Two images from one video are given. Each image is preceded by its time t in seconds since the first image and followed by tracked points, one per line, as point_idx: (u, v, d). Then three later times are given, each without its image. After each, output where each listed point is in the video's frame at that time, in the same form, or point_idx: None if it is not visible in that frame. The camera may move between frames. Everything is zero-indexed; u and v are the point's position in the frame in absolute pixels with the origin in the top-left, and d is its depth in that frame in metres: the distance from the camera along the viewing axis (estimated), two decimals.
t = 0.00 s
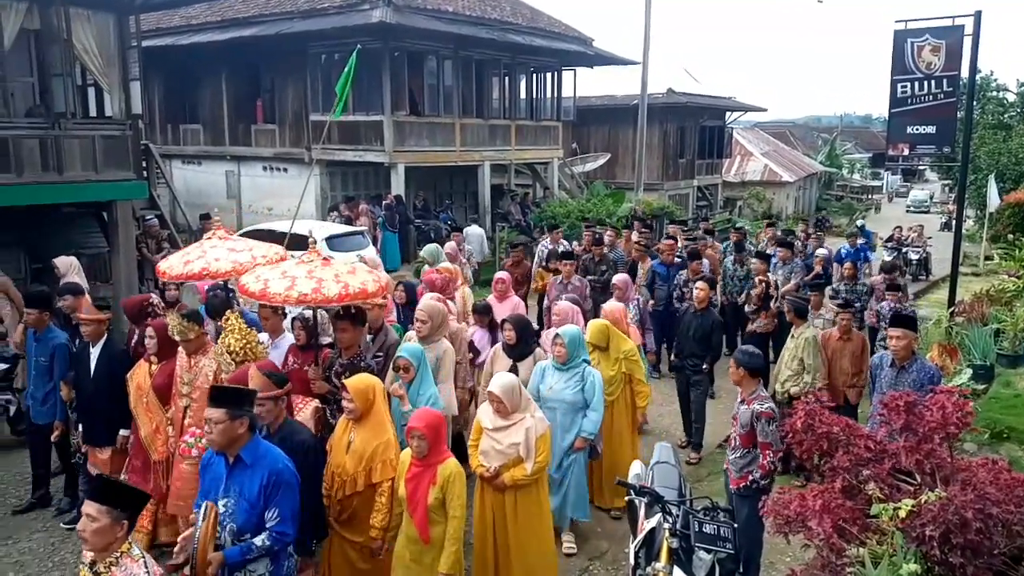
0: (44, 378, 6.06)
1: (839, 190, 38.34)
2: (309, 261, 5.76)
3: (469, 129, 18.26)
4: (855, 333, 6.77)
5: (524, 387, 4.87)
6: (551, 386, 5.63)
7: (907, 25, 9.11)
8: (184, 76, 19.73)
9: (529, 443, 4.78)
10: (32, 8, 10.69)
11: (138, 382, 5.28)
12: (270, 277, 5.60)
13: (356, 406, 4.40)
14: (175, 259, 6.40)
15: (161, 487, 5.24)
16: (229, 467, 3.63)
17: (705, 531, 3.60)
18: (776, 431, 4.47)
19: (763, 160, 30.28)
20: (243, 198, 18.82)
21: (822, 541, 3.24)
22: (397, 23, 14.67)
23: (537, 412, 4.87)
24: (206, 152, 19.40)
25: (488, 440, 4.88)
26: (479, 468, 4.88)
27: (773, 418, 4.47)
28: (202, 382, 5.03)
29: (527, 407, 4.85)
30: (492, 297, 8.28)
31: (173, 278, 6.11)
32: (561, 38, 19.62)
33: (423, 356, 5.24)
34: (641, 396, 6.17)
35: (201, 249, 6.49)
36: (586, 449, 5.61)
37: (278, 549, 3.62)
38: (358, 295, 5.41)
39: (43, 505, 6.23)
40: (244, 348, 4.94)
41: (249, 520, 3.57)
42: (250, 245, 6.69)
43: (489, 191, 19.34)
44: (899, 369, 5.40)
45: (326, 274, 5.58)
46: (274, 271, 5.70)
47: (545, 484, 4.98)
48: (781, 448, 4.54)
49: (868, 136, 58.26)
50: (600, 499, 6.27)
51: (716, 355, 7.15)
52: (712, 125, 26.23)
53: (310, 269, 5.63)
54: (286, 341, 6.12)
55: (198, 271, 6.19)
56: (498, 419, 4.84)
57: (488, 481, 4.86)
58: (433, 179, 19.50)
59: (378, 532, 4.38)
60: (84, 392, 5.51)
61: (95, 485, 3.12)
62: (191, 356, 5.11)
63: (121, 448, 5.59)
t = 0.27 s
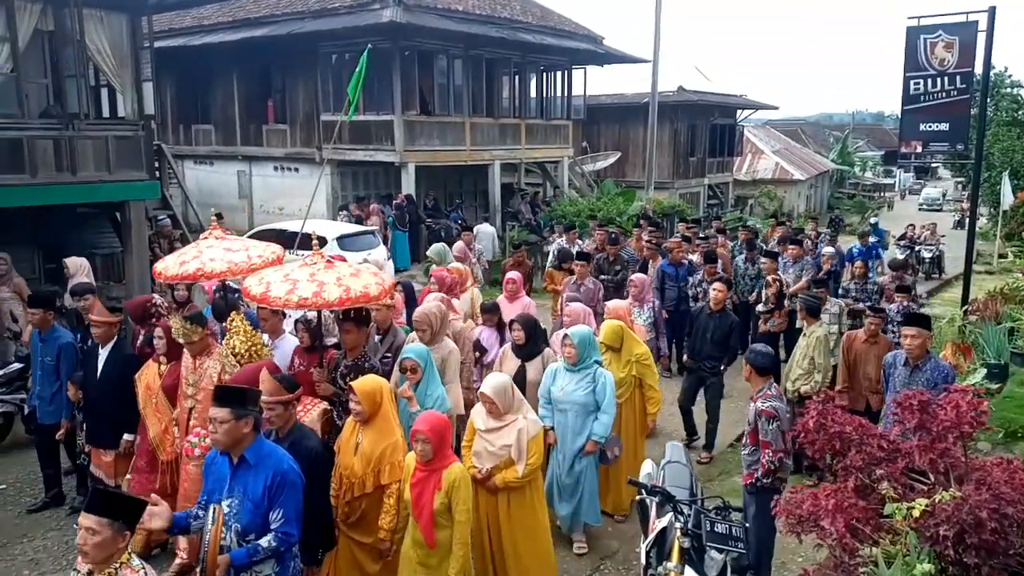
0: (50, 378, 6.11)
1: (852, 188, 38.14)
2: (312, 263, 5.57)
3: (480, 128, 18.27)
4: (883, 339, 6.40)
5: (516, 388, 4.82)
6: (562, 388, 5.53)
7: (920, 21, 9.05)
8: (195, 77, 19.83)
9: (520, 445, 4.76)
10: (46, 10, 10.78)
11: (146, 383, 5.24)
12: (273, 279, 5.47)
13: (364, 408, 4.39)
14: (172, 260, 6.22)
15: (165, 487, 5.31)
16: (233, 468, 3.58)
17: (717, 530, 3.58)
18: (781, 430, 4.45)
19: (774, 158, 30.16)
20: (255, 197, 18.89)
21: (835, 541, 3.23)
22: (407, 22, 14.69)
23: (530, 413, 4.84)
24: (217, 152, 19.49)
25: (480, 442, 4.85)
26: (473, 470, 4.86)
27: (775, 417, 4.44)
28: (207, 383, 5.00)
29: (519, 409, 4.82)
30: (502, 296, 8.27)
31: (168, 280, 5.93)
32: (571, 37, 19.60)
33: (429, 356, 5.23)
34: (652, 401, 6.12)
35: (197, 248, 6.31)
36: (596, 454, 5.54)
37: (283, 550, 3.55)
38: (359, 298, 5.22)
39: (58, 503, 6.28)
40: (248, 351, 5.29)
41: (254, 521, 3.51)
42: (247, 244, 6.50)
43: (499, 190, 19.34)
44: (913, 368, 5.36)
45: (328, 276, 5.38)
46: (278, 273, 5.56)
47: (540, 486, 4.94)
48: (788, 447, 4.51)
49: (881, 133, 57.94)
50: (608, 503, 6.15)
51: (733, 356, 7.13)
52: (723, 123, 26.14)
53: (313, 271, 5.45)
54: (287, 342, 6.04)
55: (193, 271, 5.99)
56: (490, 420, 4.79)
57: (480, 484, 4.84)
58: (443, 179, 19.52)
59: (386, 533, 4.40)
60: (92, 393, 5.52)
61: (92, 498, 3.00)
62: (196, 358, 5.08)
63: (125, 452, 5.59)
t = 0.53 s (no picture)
0: (50, 380, 6.13)
1: (857, 189, 38.05)
2: (310, 267, 5.31)
3: (484, 130, 18.29)
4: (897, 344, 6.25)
5: (511, 392, 4.79)
6: (567, 393, 5.48)
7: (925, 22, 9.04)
8: (201, 80, 19.89)
9: (514, 450, 4.68)
10: (52, 14, 10.82)
11: (143, 389, 5.22)
12: (269, 284, 5.23)
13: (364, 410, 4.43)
14: (163, 261, 6.00)
15: (166, 493, 5.28)
16: (237, 471, 3.46)
17: (724, 531, 3.53)
18: (779, 428, 4.50)
19: (779, 160, 30.11)
20: (260, 200, 18.92)
21: (842, 542, 3.23)
22: (412, 25, 14.72)
23: (524, 416, 4.76)
24: (223, 155, 19.55)
25: (475, 446, 4.78)
26: (467, 474, 4.78)
27: (773, 415, 4.48)
28: (202, 388, 5.00)
29: (513, 412, 4.75)
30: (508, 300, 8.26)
31: (158, 283, 5.71)
32: (575, 39, 19.62)
33: (433, 361, 5.17)
34: (659, 411, 6.07)
35: (188, 249, 6.08)
36: (602, 460, 5.46)
37: (286, 556, 3.46)
38: (355, 303, 4.98)
39: (65, 505, 6.29)
40: (243, 352, 5.12)
41: (257, 525, 3.41)
42: (240, 245, 6.26)
43: (504, 193, 19.35)
44: (921, 369, 5.35)
45: (325, 281, 5.14)
46: (274, 277, 5.32)
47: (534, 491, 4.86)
48: (786, 447, 4.53)
49: (886, 134, 57.83)
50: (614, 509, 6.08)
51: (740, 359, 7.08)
52: (727, 125, 26.12)
53: (310, 276, 5.21)
54: (283, 344, 5.97)
55: (183, 273, 5.77)
56: (484, 424, 4.76)
57: (476, 488, 4.77)
58: (448, 181, 19.55)
59: (385, 535, 4.37)
60: (93, 398, 5.46)
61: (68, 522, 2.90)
62: (191, 362, 5.09)
63: (125, 457, 5.55)
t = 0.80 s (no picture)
0: (50, 380, 6.15)
1: (865, 190, 37.90)
2: (309, 266, 5.33)
3: (492, 131, 18.29)
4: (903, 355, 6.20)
5: (513, 393, 4.78)
6: (570, 397, 5.47)
7: (934, 22, 9.00)
8: (209, 80, 19.95)
9: (515, 451, 4.67)
10: (62, 15, 10.87)
11: (137, 392, 5.21)
12: (268, 283, 5.19)
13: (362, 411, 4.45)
14: (158, 263, 5.97)
15: (162, 496, 5.26)
16: (241, 478, 3.41)
17: (731, 533, 3.52)
18: (777, 425, 4.56)
19: (787, 160, 30.03)
20: (268, 200, 18.96)
21: (850, 545, 3.21)
22: (420, 25, 14.74)
23: (525, 418, 4.73)
24: (231, 155, 19.60)
25: (476, 448, 4.77)
26: (467, 477, 4.78)
27: (773, 412, 4.56)
28: (199, 389, 5.01)
29: (513, 414, 4.73)
30: (513, 301, 8.25)
31: (155, 285, 5.68)
32: (583, 39, 19.60)
33: (438, 363, 5.15)
34: (667, 416, 5.97)
35: (183, 250, 6.04)
36: (606, 465, 5.43)
37: (290, 568, 3.35)
38: (357, 303, 5.02)
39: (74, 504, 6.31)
40: (238, 352, 5.23)
41: (259, 533, 3.34)
42: (235, 245, 6.23)
43: (511, 193, 19.36)
44: (930, 371, 5.33)
45: (325, 281, 5.16)
46: (273, 276, 5.29)
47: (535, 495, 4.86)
48: (785, 446, 4.59)
49: (894, 134, 57.60)
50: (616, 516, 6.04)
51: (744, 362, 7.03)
52: (735, 125, 26.06)
53: (310, 275, 5.22)
54: (280, 347, 5.85)
55: (180, 274, 5.74)
56: (485, 426, 4.74)
57: (476, 491, 4.76)
58: (455, 181, 19.56)
59: (378, 534, 4.34)
60: (100, 399, 5.39)
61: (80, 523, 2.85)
62: (186, 364, 5.10)
63: (129, 459, 5.44)
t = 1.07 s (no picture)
0: (47, 377, 6.09)
1: (868, 193, 37.86)
2: (305, 265, 5.33)
3: (495, 131, 18.29)
4: (896, 360, 6.08)
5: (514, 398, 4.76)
6: (563, 402, 5.39)
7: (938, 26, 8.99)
8: (213, 78, 19.96)
9: (511, 458, 4.66)
10: (67, 12, 10.88)
11: (131, 389, 5.20)
12: (265, 283, 5.17)
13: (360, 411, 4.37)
14: (150, 265, 5.93)
15: (151, 496, 5.19)
16: (237, 485, 3.30)
17: (733, 535, 3.55)
18: (774, 421, 4.72)
19: (790, 163, 30.01)
20: (271, 199, 18.96)
21: (851, 549, 3.20)
22: (424, 25, 14.74)
23: (524, 424, 4.73)
24: (234, 154, 19.61)
25: (471, 453, 4.74)
26: (461, 482, 4.75)
27: (771, 409, 4.71)
28: (193, 388, 4.99)
29: (512, 419, 4.72)
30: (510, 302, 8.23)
31: (148, 286, 5.65)
32: (587, 40, 19.59)
33: (439, 365, 5.07)
34: (669, 419, 5.96)
35: (175, 252, 6.01)
36: (602, 469, 5.38)
37: None
38: (354, 304, 5.00)
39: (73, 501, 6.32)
40: (231, 354, 5.05)
41: (252, 545, 3.22)
42: (227, 245, 6.21)
43: (514, 193, 19.35)
44: (933, 374, 5.35)
45: (323, 281, 5.15)
46: (269, 276, 5.27)
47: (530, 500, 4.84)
48: (782, 444, 4.74)
49: (897, 138, 57.52)
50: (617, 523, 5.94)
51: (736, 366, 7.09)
52: (738, 127, 26.05)
53: (307, 274, 5.21)
54: (275, 347, 5.78)
55: (173, 276, 5.70)
56: (482, 429, 4.71)
57: (469, 497, 4.74)
58: (458, 181, 19.56)
59: (373, 532, 4.28)
60: (94, 396, 5.39)
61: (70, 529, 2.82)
62: (179, 362, 5.06)
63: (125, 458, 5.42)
